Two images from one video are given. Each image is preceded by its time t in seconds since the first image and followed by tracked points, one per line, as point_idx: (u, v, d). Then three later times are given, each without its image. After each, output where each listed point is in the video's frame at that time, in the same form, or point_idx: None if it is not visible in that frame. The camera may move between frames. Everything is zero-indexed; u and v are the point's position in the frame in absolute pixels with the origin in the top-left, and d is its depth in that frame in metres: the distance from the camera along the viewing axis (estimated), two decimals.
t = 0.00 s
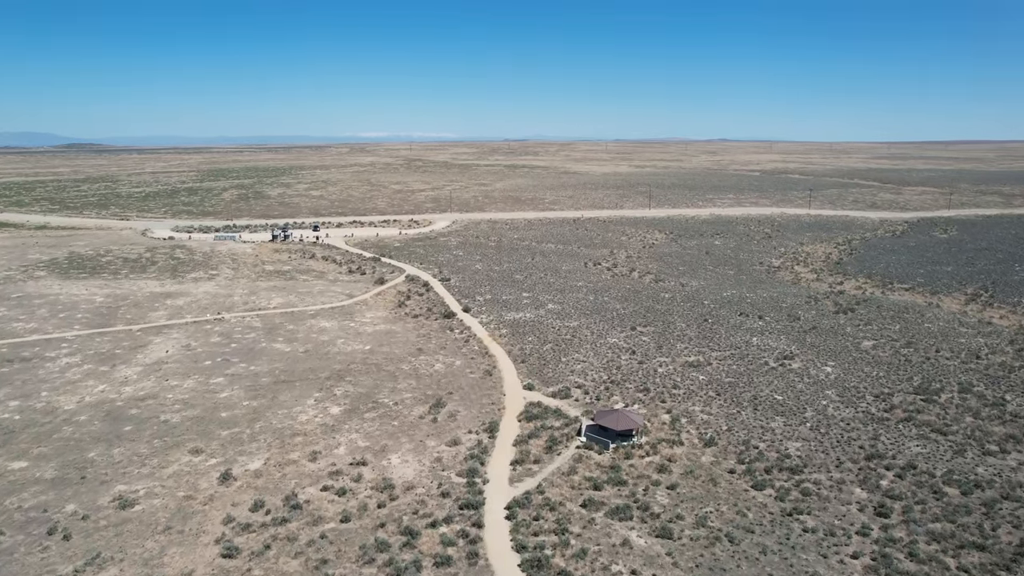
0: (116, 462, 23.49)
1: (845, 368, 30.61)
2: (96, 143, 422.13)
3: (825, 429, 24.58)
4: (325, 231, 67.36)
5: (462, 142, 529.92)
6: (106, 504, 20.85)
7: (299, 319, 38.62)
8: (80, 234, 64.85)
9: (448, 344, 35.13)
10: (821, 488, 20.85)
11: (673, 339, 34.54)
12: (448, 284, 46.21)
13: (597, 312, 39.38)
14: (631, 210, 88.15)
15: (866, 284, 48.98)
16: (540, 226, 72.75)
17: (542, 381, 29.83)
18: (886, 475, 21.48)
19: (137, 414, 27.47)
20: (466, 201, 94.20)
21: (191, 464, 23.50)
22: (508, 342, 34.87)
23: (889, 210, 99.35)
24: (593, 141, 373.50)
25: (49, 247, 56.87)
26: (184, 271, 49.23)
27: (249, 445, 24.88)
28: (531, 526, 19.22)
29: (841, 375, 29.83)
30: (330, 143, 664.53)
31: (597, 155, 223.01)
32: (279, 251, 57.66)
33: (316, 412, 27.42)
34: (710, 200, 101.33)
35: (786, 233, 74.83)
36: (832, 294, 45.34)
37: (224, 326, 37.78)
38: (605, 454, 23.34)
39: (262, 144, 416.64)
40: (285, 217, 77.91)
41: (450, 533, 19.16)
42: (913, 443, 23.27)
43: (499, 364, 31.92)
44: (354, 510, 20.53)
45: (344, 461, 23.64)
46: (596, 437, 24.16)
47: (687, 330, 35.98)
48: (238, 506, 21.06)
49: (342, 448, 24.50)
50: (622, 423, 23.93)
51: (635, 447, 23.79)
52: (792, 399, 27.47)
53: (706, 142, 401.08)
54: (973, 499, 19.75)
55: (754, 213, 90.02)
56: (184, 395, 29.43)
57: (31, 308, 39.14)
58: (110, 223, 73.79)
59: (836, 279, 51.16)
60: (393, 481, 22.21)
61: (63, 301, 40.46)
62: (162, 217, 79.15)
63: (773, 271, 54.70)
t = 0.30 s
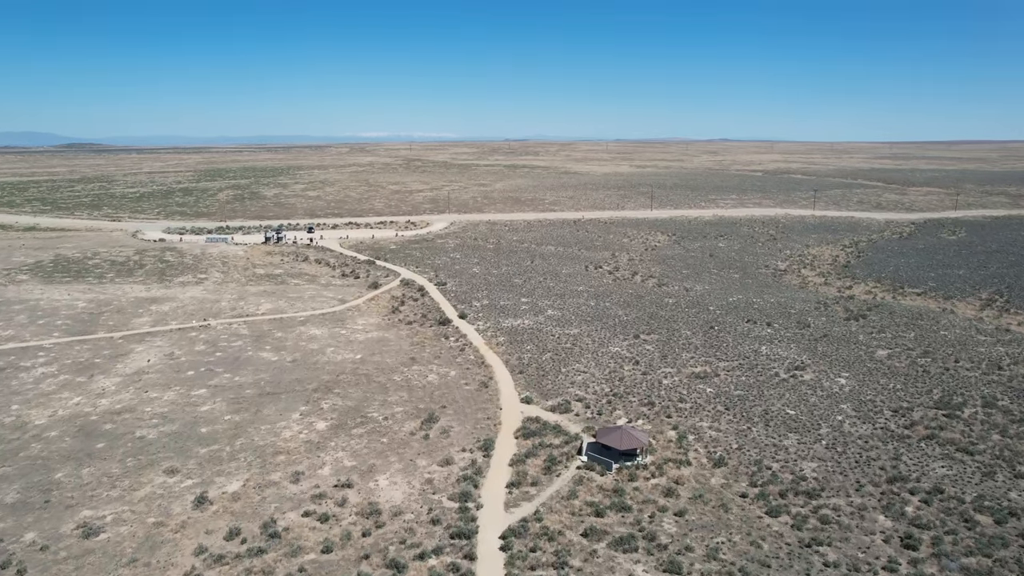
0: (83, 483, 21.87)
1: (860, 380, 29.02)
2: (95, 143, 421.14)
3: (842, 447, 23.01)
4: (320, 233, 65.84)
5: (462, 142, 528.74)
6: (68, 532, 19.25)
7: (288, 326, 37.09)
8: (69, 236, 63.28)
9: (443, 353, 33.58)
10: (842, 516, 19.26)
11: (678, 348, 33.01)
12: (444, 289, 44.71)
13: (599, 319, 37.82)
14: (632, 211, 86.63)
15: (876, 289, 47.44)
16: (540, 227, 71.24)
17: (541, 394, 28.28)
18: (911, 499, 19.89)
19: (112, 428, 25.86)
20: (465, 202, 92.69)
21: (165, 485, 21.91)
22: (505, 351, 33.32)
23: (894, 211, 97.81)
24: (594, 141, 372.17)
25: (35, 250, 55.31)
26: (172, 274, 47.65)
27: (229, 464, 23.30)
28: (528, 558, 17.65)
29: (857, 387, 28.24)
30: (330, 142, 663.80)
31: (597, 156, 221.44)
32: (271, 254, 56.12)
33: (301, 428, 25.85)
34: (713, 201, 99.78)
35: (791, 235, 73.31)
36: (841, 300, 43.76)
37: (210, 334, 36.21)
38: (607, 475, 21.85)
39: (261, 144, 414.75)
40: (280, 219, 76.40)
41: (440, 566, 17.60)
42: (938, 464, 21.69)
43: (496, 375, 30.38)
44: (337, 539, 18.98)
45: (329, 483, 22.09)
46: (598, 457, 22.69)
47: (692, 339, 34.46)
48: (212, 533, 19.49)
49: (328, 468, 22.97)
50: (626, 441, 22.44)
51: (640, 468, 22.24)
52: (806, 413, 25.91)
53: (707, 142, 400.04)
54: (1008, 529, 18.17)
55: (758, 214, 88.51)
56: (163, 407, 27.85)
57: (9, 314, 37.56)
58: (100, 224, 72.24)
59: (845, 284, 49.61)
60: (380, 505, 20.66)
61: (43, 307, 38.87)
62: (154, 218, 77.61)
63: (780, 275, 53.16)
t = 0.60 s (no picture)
0: (46, 508, 20.21)
1: (877, 393, 27.42)
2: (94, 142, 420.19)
3: (863, 469, 21.41)
4: (315, 234, 64.29)
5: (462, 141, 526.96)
6: (23, 565, 17.60)
7: (276, 334, 35.54)
8: (56, 238, 61.69)
9: (437, 362, 32.03)
10: (866, 548, 17.65)
11: (683, 359, 31.49)
12: (440, 293, 43.19)
13: (600, 326, 36.27)
14: (634, 211, 85.14)
15: (886, 293, 45.88)
16: (539, 229, 69.74)
17: (539, 409, 26.72)
18: (941, 529, 18.28)
19: (83, 445, 24.21)
20: (463, 202, 91.19)
21: (134, 510, 20.26)
22: (503, 361, 31.76)
23: (900, 212, 96.32)
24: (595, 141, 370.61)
25: (20, 252, 53.72)
26: (159, 278, 46.08)
27: (205, 486, 21.68)
28: None
29: (874, 401, 26.64)
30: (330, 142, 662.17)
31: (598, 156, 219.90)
32: (263, 257, 54.56)
33: (284, 447, 24.25)
34: (716, 202, 98.28)
35: (796, 237, 71.78)
36: (851, 305, 42.18)
37: (194, 342, 34.63)
38: (610, 500, 20.35)
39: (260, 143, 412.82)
40: (275, 220, 74.84)
41: None
42: (967, 489, 20.09)
43: (492, 387, 28.82)
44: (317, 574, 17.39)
45: (311, 508, 20.50)
46: (599, 479, 21.19)
47: (699, 348, 32.91)
48: (181, 566, 17.87)
49: (311, 491, 21.39)
50: (630, 463, 20.95)
51: (645, 492, 20.70)
52: (821, 431, 24.32)
53: (708, 142, 398.24)
54: None
55: (761, 215, 87.02)
56: (140, 422, 26.22)
57: None
58: (91, 225, 70.71)
59: (854, 288, 48.08)
60: (365, 534, 19.09)
61: (22, 313, 37.24)
62: (147, 219, 76.11)
63: (786, 279, 51.58)
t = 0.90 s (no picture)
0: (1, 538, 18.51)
1: (897, 407, 25.82)
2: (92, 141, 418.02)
3: (886, 494, 19.83)
4: (309, 236, 62.76)
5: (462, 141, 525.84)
6: None
7: (263, 343, 33.98)
8: (43, 240, 60.07)
9: (430, 373, 30.51)
10: None
11: (690, 370, 29.94)
12: (435, 299, 41.67)
13: (602, 334, 34.72)
14: (635, 213, 83.69)
15: (897, 299, 44.29)
16: (539, 231, 68.23)
17: (537, 425, 25.18)
18: (977, 565, 16.65)
19: (49, 465, 22.51)
20: (462, 203, 89.68)
21: (98, 540, 18.58)
22: (499, 372, 30.23)
23: (905, 212, 94.89)
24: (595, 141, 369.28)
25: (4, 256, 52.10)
26: (146, 282, 44.48)
27: (177, 512, 20.01)
28: None
29: (894, 416, 25.03)
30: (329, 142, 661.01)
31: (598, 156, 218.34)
32: (255, 260, 53.02)
33: (264, 467, 22.65)
34: (718, 203, 96.84)
35: (801, 240, 70.31)
36: (863, 312, 40.58)
37: (177, 351, 33.01)
38: (613, 529, 18.81)
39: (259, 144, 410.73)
40: (269, 221, 73.29)
41: None
42: (1002, 518, 18.50)
43: (488, 401, 27.28)
44: None
45: (290, 538, 18.89)
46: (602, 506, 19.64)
47: (705, 359, 31.36)
48: None
49: (292, 518, 19.80)
50: (635, 487, 19.42)
51: (651, 520, 19.14)
52: (839, 450, 22.71)
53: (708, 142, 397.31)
54: None
55: (765, 216, 85.54)
56: (112, 438, 24.52)
57: None
58: (81, 227, 69.15)
59: (863, 293, 46.55)
60: (348, 568, 17.48)
61: None
62: (139, 220, 74.56)
63: (793, 283, 50.04)
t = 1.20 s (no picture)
0: None
1: (919, 423, 24.24)
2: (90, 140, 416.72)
3: (914, 524, 18.25)
4: (303, 239, 61.24)
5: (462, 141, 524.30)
6: None
7: (249, 353, 32.41)
8: (30, 243, 58.49)
9: (423, 386, 28.97)
10: None
11: (697, 383, 28.38)
12: (430, 304, 40.16)
13: (603, 344, 33.16)
14: (637, 214, 82.23)
15: (910, 304, 42.70)
16: (539, 233, 66.75)
17: (535, 444, 23.62)
18: None
19: (10, 488, 20.89)
20: (461, 204, 88.24)
21: None
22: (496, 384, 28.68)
23: (912, 213, 93.42)
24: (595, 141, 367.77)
25: None
26: (131, 287, 42.86)
27: (144, 542, 18.42)
28: None
29: (916, 434, 23.47)
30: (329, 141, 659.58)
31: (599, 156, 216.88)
32: (246, 263, 51.43)
33: (242, 491, 21.07)
34: (721, 203, 95.39)
35: (807, 242, 68.79)
36: (875, 318, 39.00)
37: (158, 361, 31.40)
38: (617, 563, 17.26)
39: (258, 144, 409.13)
40: (263, 223, 71.79)
41: None
42: None
43: (483, 416, 25.73)
44: None
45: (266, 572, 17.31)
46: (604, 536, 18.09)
47: (713, 370, 29.81)
48: None
49: (268, 549, 18.22)
50: (640, 516, 17.89)
51: (659, 553, 17.56)
52: (859, 472, 21.13)
53: (709, 142, 395.71)
54: None
55: (769, 218, 84.02)
56: (82, 457, 22.93)
57: None
58: (70, 228, 67.51)
59: (874, 298, 45.05)
60: None
61: None
62: (130, 221, 72.96)
63: (801, 288, 48.46)
